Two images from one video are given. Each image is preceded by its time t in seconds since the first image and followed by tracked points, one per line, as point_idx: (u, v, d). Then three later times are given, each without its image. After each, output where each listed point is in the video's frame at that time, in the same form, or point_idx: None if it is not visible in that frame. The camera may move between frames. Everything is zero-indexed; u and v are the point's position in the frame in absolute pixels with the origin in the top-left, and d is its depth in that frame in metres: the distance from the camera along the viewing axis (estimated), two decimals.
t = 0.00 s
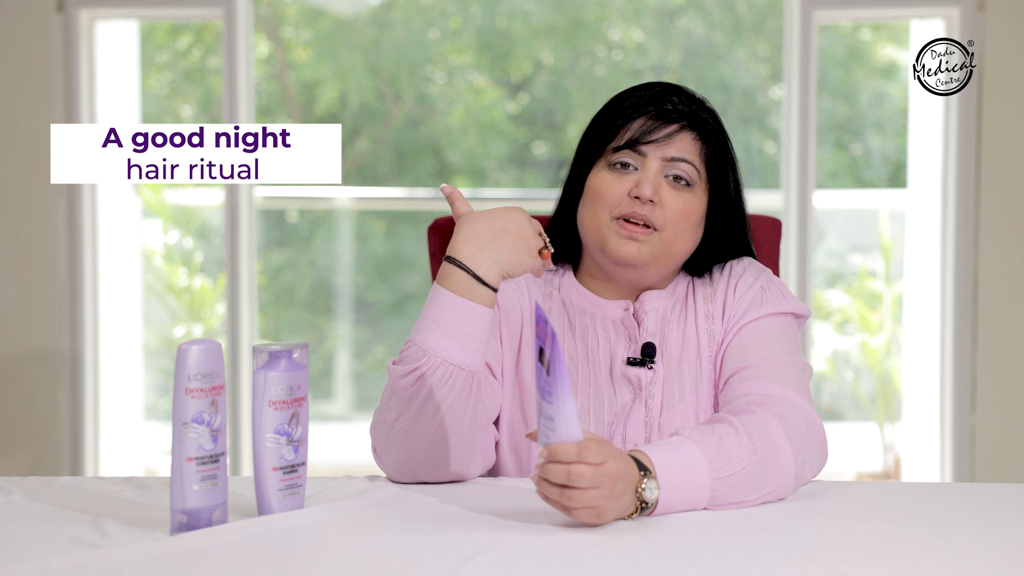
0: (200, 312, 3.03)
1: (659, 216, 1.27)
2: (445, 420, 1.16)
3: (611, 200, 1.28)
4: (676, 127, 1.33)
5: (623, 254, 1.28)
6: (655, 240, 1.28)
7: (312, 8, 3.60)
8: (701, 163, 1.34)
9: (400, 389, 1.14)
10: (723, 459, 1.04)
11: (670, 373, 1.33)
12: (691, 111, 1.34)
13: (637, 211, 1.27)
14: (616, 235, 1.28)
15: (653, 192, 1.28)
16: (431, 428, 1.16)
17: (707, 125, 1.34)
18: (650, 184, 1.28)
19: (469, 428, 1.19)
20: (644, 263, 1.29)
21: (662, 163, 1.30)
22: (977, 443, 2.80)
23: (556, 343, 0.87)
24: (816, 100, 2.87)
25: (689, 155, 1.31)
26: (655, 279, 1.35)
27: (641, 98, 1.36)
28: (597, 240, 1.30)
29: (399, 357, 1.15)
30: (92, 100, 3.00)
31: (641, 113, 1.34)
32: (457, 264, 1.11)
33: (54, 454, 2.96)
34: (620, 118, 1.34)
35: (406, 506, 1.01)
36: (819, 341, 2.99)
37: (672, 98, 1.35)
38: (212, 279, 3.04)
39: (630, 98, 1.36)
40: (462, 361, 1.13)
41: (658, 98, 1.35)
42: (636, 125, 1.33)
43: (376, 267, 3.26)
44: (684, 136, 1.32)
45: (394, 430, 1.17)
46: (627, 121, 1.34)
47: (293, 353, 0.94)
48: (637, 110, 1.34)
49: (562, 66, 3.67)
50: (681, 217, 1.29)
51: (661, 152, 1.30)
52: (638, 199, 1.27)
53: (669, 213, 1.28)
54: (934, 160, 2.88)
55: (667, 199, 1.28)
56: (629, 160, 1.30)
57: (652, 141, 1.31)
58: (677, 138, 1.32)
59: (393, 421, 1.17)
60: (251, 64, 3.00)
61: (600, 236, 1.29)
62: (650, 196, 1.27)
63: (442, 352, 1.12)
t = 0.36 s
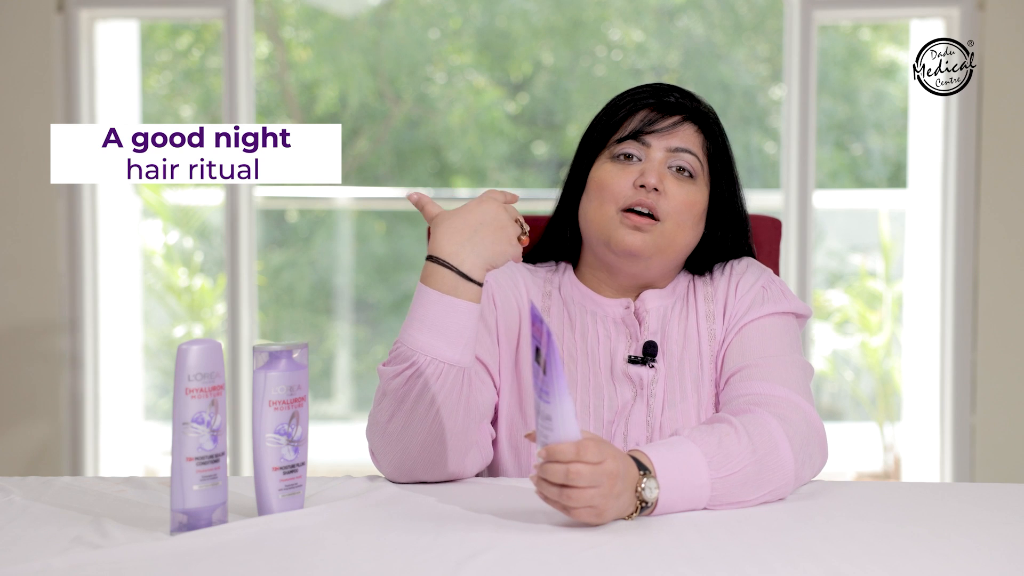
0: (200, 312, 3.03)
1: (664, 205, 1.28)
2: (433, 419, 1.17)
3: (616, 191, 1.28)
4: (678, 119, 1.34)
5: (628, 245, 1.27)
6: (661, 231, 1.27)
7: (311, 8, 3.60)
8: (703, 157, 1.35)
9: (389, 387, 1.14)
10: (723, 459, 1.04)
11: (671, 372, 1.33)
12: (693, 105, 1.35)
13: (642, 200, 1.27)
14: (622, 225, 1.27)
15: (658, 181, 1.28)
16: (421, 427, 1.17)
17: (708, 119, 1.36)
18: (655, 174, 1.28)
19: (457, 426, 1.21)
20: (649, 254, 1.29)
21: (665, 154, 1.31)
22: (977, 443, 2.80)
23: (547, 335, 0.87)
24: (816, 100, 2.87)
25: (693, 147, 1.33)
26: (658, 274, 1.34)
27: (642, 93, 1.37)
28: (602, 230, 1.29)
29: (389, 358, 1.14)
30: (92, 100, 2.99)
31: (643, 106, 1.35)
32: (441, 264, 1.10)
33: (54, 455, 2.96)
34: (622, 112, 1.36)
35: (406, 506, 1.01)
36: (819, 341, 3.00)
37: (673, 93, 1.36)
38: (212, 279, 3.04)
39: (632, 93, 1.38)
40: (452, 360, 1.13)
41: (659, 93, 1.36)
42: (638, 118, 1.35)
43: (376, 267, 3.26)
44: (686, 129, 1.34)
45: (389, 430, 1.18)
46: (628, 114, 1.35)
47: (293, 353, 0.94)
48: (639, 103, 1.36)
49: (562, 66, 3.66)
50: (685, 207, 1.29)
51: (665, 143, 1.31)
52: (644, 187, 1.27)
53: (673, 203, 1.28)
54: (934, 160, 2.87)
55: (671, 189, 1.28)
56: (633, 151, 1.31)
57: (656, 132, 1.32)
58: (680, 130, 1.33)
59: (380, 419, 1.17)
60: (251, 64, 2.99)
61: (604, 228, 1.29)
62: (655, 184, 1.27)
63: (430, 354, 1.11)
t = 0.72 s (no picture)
0: (200, 312, 3.03)
1: (652, 215, 1.28)
2: (437, 449, 1.11)
3: (603, 199, 1.28)
4: (671, 127, 1.34)
5: (614, 254, 1.27)
6: (647, 240, 1.28)
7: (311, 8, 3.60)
8: (696, 165, 1.35)
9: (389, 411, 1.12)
10: (724, 459, 1.04)
11: (669, 373, 1.33)
12: (688, 112, 1.35)
13: (630, 209, 1.27)
14: (609, 234, 1.27)
15: (646, 191, 1.28)
16: (424, 456, 1.11)
17: (704, 127, 1.36)
18: (643, 183, 1.29)
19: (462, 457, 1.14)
20: (636, 263, 1.29)
21: (655, 163, 1.31)
22: (977, 443, 2.80)
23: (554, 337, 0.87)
24: (816, 100, 2.87)
25: (684, 156, 1.32)
26: (650, 280, 1.35)
27: (640, 97, 1.37)
28: (590, 239, 1.29)
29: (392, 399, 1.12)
30: (92, 100, 2.99)
31: (637, 112, 1.35)
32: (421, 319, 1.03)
33: (54, 455, 2.97)
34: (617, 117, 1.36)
35: (407, 506, 1.01)
36: (819, 341, 3.00)
37: (670, 99, 1.36)
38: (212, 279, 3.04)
39: (628, 97, 1.38)
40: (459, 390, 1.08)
41: (655, 99, 1.36)
42: (632, 124, 1.35)
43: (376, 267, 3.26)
44: (679, 137, 1.33)
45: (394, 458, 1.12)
46: (622, 120, 1.35)
47: (293, 353, 0.94)
48: (634, 109, 1.36)
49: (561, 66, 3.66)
50: (674, 216, 1.29)
51: (655, 152, 1.31)
52: (631, 196, 1.27)
53: (661, 212, 1.28)
54: (934, 160, 2.87)
55: (659, 198, 1.28)
56: (624, 159, 1.31)
57: (647, 140, 1.32)
58: (672, 138, 1.33)
59: (381, 448, 1.12)
60: (251, 64, 3.00)
61: (593, 235, 1.29)
62: (642, 194, 1.27)
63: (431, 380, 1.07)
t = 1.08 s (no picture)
0: (200, 312, 3.03)
1: (656, 217, 1.28)
2: (438, 465, 1.09)
3: (608, 200, 1.28)
4: (677, 128, 1.33)
5: (618, 254, 1.28)
6: (652, 242, 1.28)
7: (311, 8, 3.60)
8: (701, 166, 1.34)
9: (400, 417, 1.13)
10: (725, 460, 1.04)
11: (670, 373, 1.33)
12: (694, 114, 1.35)
13: (634, 211, 1.27)
14: (613, 235, 1.28)
15: (650, 193, 1.28)
16: (426, 471, 1.09)
17: (710, 129, 1.35)
18: (648, 185, 1.28)
19: (465, 474, 1.11)
20: (640, 262, 1.29)
21: (660, 164, 1.31)
22: (977, 443, 2.80)
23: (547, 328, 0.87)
24: (816, 100, 2.87)
25: (689, 158, 1.32)
26: (654, 280, 1.35)
27: (647, 97, 1.37)
28: (594, 238, 1.30)
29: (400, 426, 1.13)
30: (92, 100, 2.99)
31: (643, 113, 1.35)
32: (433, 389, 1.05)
33: (54, 455, 2.97)
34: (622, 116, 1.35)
35: (406, 506, 1.01)
36: (819, 342, 2.99)
37: (676, 100, 1.36)
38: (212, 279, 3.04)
39: (635, 98, 1.38)
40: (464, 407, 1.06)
41: (661, 99, 1.36)
42: (637, 124, 1.35)
43: (376, 267, 3.26)
44: (685, 138, 1.33)
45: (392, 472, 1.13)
46: (628, 120, 1.35)
47: (293, 353, 0.94)
48: (640, 110, 1.35)
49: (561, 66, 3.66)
50: (679, 218, 1.29)
51: (660, 153, 1.31)
52: (635, 199, 1.27)
53: (666, 214, 1.28)
54: (934, 160, 2.87)
55: (664, 200, 1.28)
56: (629, 160, 1.31)
57: (652, 142, 1.31)
58: (677, 139, 1.32)
59: (388, 459, 1.12)
60: (251, 64, 3.00)
61: (596, 236, 1.29)
62: (646, 197, 1.27)
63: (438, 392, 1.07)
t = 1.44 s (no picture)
0: (200, 312, 3.03)
1: (657, 214, 1.28)
2: (436, 481, 1.06)
3: (608, 200, 1.28)
4: (671, 125, 1.34)
5: (622, 253, 1.27)
6: (654, 239, 1.28)
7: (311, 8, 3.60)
8: (697, 161, 1.35)
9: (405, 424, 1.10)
10: (725, 460, 1.04)
11: (670, 373, 1.33)
12: (685, 109, 1.35)
13: (635, 210, 1.27)
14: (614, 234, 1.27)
15: (650, 190, 1.28)
16: (424, 483, 1.07)
17: (702, 123, 1.35)
18: (647, 183, 1.28)
19: (464, 493, 1.08)
20: (643, 260, 1.29)
21: (657, 161, 1.31)
22: (976, 443, 2.80)
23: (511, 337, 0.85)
24: (816, 100, 2.87)
25: (685, 153, 1.32)
26: (656, 277, 1.35)
27: (636, 98, 1.37)
28: (595, 239, 1.29)
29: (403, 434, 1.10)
30: (92, 100, 2.99)
31: (635, 113, 1.35)
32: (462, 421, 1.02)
33: (54, 455, 2.97)
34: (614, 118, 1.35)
35: (407, 506, 1.02)
36: (819, 342, 3.00)
37: (666, 97, 1.36)
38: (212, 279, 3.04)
39: (624, 99, 1.38)
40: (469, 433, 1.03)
41: (651, 98, 1.36)
42: (631, 125, 1.35)
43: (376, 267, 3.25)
44: (679, 135, 1.33)
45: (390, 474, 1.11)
46: (621, 121, 1.35)
47: (293, 353, 0.94)
48: (631, 110, 1.35)
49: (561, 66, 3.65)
50: (679, 214, 1.29)
51: (657, 151, 1.31)
52: (636, 197, 1.27)
53: (667, 211, 1.28)
54: (934, 160, 2.87)
55: (664, 197, 1.28)
56: (625, 160, 1.31)
57: (647, 140, 1.32)
58: (672, 136, 1.33)
59: (389, 465, 1.10)
60: (251, 64, 2.99)
61: (598, 235, 1.29)
62: (647, 194, 1.27)
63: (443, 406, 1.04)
